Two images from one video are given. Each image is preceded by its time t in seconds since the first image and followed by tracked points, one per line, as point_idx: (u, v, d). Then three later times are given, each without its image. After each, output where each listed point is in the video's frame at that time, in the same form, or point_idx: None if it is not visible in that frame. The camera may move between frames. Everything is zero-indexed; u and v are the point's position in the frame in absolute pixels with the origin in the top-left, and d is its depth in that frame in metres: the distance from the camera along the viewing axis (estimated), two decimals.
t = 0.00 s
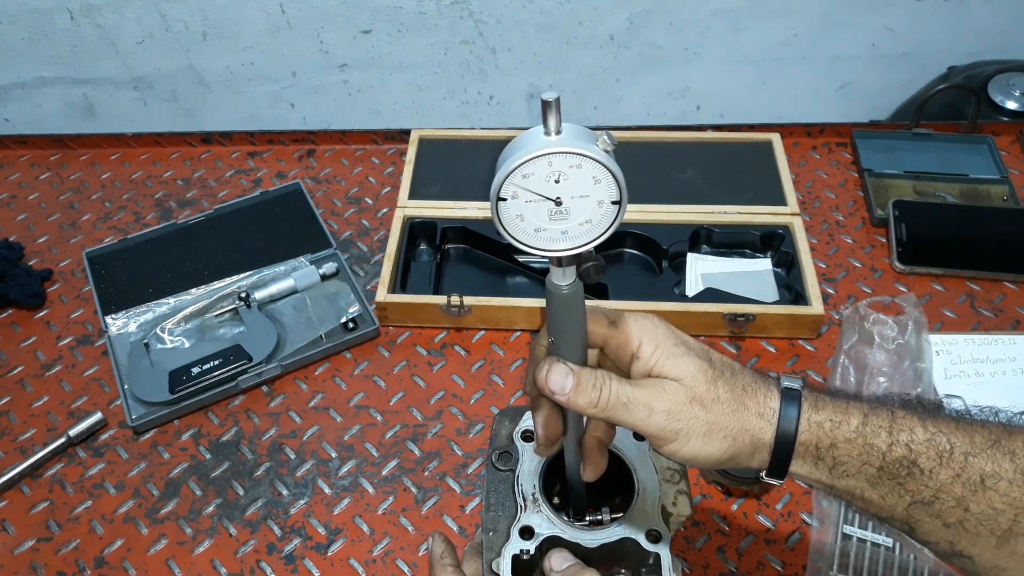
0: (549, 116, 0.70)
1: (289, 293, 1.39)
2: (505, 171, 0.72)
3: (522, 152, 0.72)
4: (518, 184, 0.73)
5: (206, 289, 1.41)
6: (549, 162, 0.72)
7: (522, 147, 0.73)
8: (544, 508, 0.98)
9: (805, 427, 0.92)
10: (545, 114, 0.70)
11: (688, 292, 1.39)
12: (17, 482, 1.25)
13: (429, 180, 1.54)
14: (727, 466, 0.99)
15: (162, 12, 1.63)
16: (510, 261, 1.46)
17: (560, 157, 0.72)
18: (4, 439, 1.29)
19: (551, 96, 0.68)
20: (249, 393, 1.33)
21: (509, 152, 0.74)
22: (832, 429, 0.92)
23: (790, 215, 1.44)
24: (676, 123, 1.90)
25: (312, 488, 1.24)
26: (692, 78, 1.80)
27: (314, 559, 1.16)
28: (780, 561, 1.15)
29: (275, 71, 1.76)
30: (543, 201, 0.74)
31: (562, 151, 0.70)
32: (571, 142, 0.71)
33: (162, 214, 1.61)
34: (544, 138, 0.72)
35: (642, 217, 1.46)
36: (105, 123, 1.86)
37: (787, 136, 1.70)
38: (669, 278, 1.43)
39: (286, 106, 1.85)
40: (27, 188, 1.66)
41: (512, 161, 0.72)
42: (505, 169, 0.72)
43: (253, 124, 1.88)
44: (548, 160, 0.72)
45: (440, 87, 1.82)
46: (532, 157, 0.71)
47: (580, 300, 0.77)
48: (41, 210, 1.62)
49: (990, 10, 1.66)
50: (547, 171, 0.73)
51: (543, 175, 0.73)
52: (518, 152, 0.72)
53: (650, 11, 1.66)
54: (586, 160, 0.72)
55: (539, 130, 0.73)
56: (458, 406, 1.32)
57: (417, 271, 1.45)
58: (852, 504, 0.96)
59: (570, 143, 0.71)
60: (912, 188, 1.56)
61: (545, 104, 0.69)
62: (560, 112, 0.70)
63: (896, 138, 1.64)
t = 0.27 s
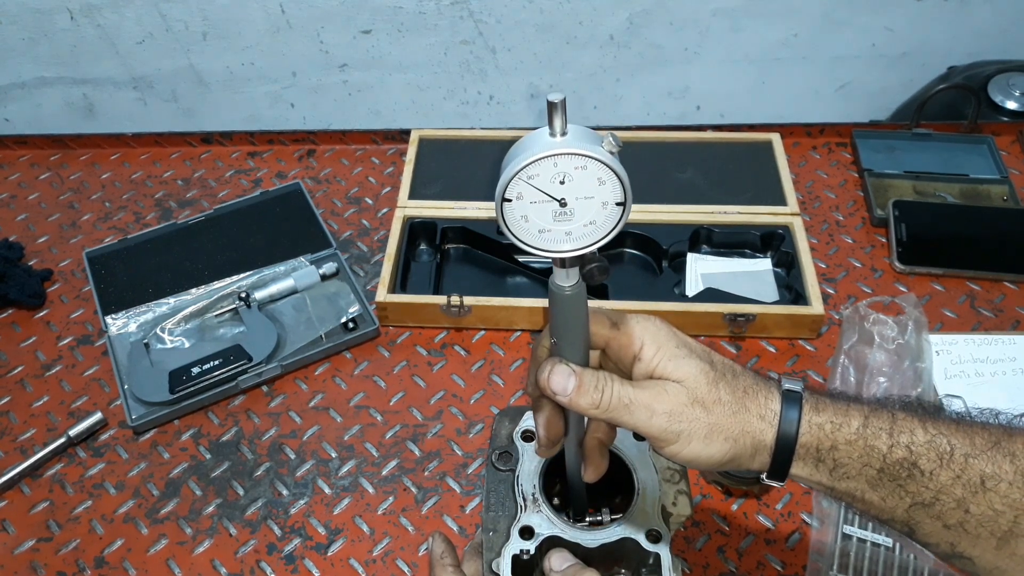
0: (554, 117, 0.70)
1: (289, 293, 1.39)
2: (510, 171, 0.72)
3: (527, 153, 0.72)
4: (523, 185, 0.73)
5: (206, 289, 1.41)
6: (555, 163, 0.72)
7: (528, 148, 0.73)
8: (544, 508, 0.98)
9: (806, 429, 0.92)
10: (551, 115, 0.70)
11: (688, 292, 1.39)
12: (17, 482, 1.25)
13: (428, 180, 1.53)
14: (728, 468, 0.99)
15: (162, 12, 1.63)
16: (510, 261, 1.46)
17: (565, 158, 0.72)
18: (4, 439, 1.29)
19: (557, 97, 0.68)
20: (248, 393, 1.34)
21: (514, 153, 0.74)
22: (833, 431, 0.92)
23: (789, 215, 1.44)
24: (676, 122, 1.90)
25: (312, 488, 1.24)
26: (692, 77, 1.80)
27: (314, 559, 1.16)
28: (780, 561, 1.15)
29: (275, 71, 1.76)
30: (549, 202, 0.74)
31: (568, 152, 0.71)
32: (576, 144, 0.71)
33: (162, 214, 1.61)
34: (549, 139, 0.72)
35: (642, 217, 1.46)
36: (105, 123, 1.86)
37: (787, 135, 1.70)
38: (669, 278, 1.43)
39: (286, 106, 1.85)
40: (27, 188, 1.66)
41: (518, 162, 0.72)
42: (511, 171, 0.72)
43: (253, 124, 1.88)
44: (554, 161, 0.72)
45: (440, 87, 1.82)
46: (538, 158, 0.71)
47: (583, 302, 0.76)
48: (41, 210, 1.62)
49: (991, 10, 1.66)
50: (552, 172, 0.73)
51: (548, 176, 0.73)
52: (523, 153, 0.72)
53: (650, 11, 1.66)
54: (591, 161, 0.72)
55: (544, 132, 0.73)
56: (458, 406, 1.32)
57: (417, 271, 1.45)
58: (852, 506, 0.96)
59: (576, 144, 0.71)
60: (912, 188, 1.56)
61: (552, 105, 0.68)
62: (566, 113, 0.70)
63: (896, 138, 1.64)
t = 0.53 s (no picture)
0: (554, 126, 0.70)
1: (289, 293, 1.39)
2: (511, 180, 0.73)
3: (527, 162, 0.72)
4: (523, 194, 0.74)
5: (206, 289, 1.41)
6: (555, 172, 0.72)
7: (528, 158, 0.73)
8: (545, 508, 0.98)
9: (806, 433, 0.92)
10: (551, 124, 0.71)
11: (688, 292, 1.39)
12: (17, 482, 1.25)
13: (428, 180, 1.53)
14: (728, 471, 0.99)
15: (162, 12, 1.63)
16: (510, 261, 1.46)
17: (565, 167, 0.72)
18: (4, 439, 1.29)
19: (557, 106, 0.69)
20: (248, 393, 1.34)
21: (515, 162, 0.74)
22: (833, 435, 0.92)
23: (789, 215, 1.44)
24: (676, 122, 1.90)
25: (312, 488, 1.24)
26: (692, 77, 1.80)
27: (314, 559, 1.16)
28: (780, 561, 1.15)
29: (275, 71, 1.76)
30: (549, 210, 0.74)
31: (568, 161, 0.71)
32: (576, 153, 0.72)
33: (161, 214, 1.61)
34: (549, 148, 0.72)
35: (642, 217, 1.46)
36: (105, 123, 1.86)
37: (787, 135, 1.70)
38: (669, 278, 1.43)
39: (286, 106, 1.84)
40: (27, 188, 1.66)
41: (518, 170, 0.73)
42: (511, 179, 0.72)
43: (253, 124, 1.88)
44: (554, 169, 0.72)
45: (440, 87, 1.82)
46: (538, 167, 0.71)
47: (583, 309, 0.77)
48: (41, 210, 1.62)
49: (990, 10, 1.66)
50: (552, 181, 0.73)
51: (549, 185, 0.73)
52: (523, 162, 0.73)
53: (650, 11, 1.66)
54: (591, 169, 0.72)
55: (545, 141, 0.74)
56: (458, 406, 1.32)
57: (417, 271, 1.45)
58: (852, 509, 0.96)
59: (575, 153, 0.71)
60: (912, 189, 1.56)
61: (552, 114, 0.69)
62: (566, 122, 0.70)
63: (896, 138, 1.64)
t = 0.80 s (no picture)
0: (553, 128, 0.70)
1: (289, 293, 1.39)
2: (510, 182, 0.73)
3: (526, 164, 0.72)
4: (523, 195, 0.74)
5: (206, 289, 1.41)
6: (554, 174, 0.72)
7: (527, 160, 0.73)
8: (544, 508, 0.98)
9: (804, 434, 0.92)
10: (549, 126, 0.71)
11: (688, 292, 1.39)
12: (17, 482, 1.25)
13: (428, 180, 1.54)
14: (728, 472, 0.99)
15: (162, 12, 1.63)
16: (510, 261, 1.46)
17: (564, 169, 0.72)
18: (4, 439, 1.29)
19: (555, 108, 0.69)
20: (248, 393, 1.34)
21: (513, 164, 0.74)
22: (831, 435, 0.92)
23: (789, 215, 1.44)
24: (676, 122, 1.90)
25: (312, 488, 1.24)
26: (692, 78, 1.80)
27: (314, 559, 1.16)
28: (780, 561, 1.15)
29: (275, 71, 1.76)
30: (549, 212, 0.74)
31: (567, 163, 0.71)
32: (575, 154, 0.72)
33: (162, 214, 1.61)
34: (548, 150, 0.72)
35: (642, 217, 1.46)
36: (105, 123, 1.86)
37: (787, 136, 1.70)
38: (669, 278, 1.44)
39: (286, 106, 1.85)
40: (27, 188, 1.66)
41: (518, 172, 0.73)
42: (511, 181, 0.72)
43: (253, 124, 1.88)
44: (553, 171, 0.72)
45: (440, 87, 1.82)
46: (537, 168, 0.71)
47: (581, 310, 0.76)
48: (41, 210, 1.62)
49: (990, 10, 1.66)
50: (551, 182, 0.73)
51: (547, 186, 0.73)
52: (522, 164, 0.73)
53: (650, 11, 1.66)
54: (590, 171, 0.72)
55: (543, 143, 0.74)
56: (458, 406, 1.32)
57: (418, 270, 1.45)
58: (851, 509, 0.96)
59: (574, 155, 0.71)
60: (912, 188, 1.56)
61: (550, 116, 0.69)
62: (564, 124, 0.70)
63: (896, 138, 1.65)
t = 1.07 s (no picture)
0: (560, 128, 0.70)
1: (289, 293, 1.39)
2: (517, 182, 0.72)
3: (533, 164, 0.72)
4: (529, 195, 0.73)
5: (206, 289, 1.41)
6: (560, 174, 0.72)
7: (533, 159, 0.73)
8: (544, 508, 0.98)
9: (807, 434, 0.92)
10: (556, 126, 0.70)
11: (688, 292, 1.39)
12: (17, 482, 1.25)
13: (428, 180, 1.53)
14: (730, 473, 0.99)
15: (162, 12, 1.63)
16: (510, 261, 1.46)
17: (571, 169, 0.72)
18: (4, 439, 1.29)
19: (562, 108, 0.69)
20: (248, 393, 1.34)
21: (519, 164, 0.74)
22: (834, 435, 0.92)
23: (789, 215, 1.44)
24: (676, 122, 1.90)
25: (312, 488, 1.24)
26: (692, 77, 1.80)
27: (314, 559, 1.16)
28: (780, 561, 1.15)
29: (275, 71, 1.76)
30: (555, 212, 0.74)
31: (574, 163, 0.71)
32: (582, 155, 0.71)
33: (162, 214, 1.61)
34: (555, 150, 0.72)
35: (642, 217, 1.46)
36: (105, 123, 1.86)
37: (787, 136, 1.70)
38: (669, 278, 1.44)
39: (286, 106, 1.85)
40: (27, 188, 1.66)
41: (524, 171, 0.72)
42: (518, 180, 0.72)
43: (253, 124, 1.88)
44: (559, 171, 0.72)
45: (440, 87, 1.82)
46: (544, 169, 0.71)
47: (585, 311, 0.76)
48: (41, 210, 1.62)
49: (990, 10, 1.66)
50: (558, 182, 0.73)
51: (553, 186, 0.73)
52: (529, 164, 0.72)
53: (651, 11, 1.66)
54: (597, 171, 0.72)
55: (550, 143, 0.73)
56: (458, 406, 1.32)
57: (417, 270, 1.45)
58: (853, 510, 0.96)
59: (581, 155, 0.71)
60: (912, 188, 1.56)
61: (558, 116, 0.69)
62: (571, 125, 0.70)
63: (896, 138, 1.64)
